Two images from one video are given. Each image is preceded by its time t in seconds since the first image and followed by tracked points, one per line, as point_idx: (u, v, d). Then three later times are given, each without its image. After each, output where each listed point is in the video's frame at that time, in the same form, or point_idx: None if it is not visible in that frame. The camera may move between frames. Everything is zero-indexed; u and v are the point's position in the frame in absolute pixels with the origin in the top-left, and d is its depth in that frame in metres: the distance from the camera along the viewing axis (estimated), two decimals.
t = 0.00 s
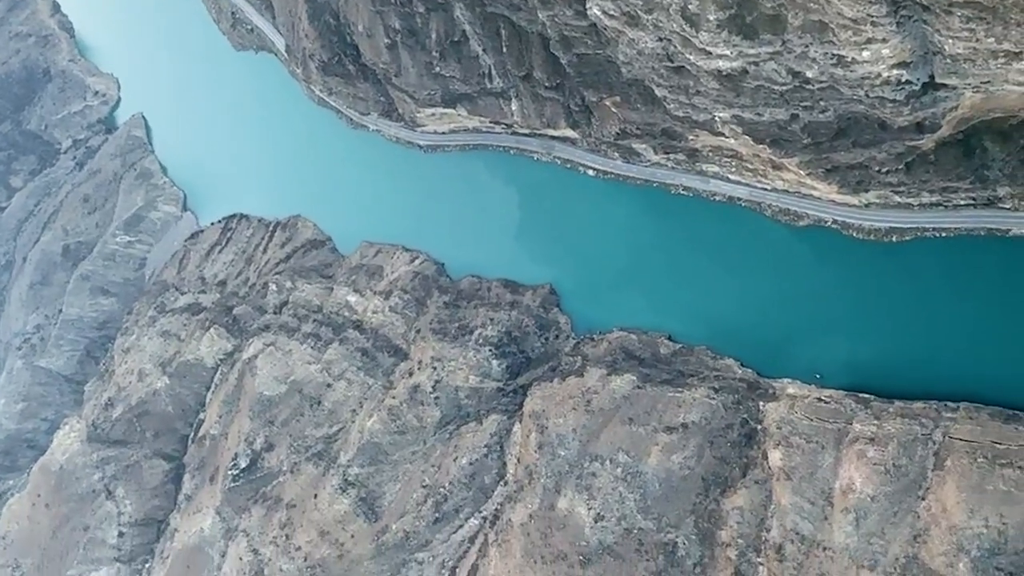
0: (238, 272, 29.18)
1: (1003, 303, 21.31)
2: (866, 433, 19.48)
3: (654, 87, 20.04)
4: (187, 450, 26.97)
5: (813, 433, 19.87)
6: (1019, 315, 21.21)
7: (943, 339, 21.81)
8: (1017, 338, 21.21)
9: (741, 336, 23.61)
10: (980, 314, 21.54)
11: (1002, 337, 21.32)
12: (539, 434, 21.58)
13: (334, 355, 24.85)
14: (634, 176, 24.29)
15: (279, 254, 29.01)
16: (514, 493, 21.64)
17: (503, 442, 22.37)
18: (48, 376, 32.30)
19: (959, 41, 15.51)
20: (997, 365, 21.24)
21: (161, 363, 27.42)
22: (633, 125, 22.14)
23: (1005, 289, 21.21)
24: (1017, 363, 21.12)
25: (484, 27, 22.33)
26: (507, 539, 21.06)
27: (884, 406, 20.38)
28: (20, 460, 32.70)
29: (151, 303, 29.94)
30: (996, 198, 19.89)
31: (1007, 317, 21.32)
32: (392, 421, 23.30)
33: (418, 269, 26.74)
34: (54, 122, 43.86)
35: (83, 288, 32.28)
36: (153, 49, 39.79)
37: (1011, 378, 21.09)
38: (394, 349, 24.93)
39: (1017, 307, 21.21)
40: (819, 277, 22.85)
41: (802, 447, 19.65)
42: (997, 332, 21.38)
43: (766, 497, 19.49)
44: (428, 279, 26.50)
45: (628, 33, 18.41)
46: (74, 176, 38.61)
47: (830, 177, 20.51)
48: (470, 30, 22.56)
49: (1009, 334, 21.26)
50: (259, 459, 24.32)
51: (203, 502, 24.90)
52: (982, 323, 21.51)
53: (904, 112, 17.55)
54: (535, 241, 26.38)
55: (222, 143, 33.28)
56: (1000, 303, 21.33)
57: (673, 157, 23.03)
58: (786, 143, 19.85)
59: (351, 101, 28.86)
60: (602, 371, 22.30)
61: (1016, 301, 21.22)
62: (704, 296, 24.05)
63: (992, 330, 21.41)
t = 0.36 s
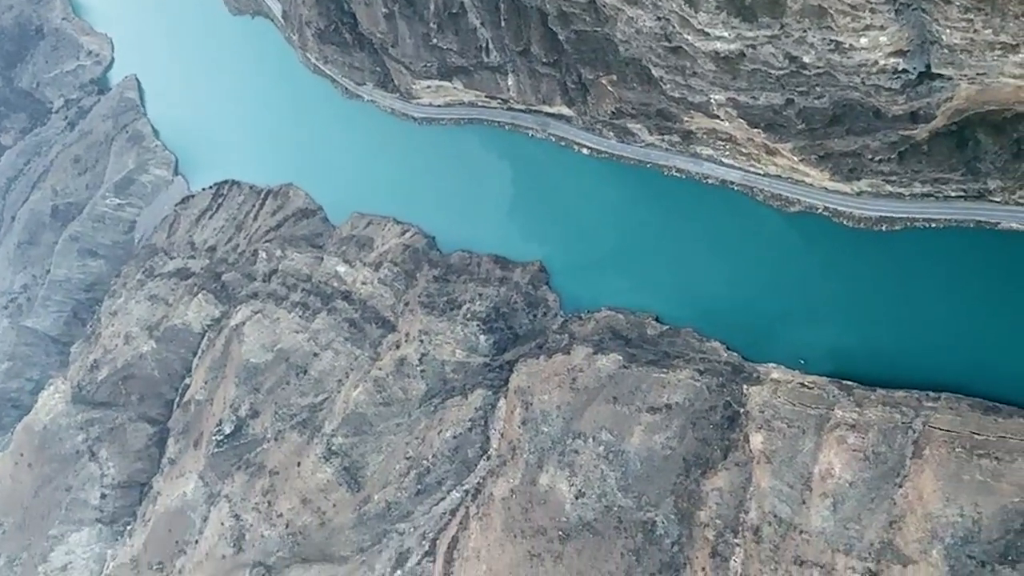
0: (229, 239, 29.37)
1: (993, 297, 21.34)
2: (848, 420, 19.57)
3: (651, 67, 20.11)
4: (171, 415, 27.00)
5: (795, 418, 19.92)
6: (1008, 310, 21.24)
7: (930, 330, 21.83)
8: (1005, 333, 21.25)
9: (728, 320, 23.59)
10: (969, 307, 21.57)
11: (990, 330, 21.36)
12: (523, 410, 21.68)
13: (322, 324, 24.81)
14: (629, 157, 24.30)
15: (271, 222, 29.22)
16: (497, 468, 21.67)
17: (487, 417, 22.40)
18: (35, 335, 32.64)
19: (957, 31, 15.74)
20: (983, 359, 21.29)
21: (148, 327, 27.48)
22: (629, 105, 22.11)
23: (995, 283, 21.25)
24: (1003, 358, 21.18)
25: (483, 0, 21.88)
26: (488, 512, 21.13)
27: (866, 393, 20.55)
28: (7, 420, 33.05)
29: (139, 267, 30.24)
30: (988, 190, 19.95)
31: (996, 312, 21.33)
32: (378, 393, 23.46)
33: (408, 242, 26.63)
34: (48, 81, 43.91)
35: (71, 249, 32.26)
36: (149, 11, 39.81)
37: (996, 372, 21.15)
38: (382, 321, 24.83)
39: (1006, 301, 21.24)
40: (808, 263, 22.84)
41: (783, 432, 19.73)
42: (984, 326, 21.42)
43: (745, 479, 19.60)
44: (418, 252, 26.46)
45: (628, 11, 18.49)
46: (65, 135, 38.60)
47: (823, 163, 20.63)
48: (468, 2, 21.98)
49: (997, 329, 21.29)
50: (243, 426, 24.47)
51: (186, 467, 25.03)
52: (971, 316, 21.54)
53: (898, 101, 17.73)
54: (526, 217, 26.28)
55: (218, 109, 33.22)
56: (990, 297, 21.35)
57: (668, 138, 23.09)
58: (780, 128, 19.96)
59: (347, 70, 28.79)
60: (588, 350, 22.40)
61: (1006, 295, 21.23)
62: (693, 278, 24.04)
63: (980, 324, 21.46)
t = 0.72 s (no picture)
0: (220, 202, 29.07)
1: (983, 291, 21.23)
2: (830, 405, 19.74)
3: (650, 44, 20.12)
4: (157, 375, 27.15)
5: (778, 401, 20.00)
6: (998, 304, 21.12)
7: (919, 322, 21.73)
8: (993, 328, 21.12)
9: (717, 303, 23.57)
10: (959, 301, 21.44)
11: (979, 324, 21.24)
12: (509, 383, 21.79)
13: (311, 292, 24.83)
14: (623, 135, 24.19)
15: (262, 186, 28.80)
16: (480, 440, 21.86)
17: (472, 389, 22.51)
18: (23, 293, 32.95)
19: (956, 21, 15.68)
20: (970, 353, 21.17)
21: (136, 288, 27.34)
22: (627, 83, 22.18)
23: (985, 277, 21.15)
24: (990, 353, 21.03)
25: None
26: (472, 483, 21.19)
27: (849, 380, 20.68)
28: None
29: (130, 228, 29.83)
30: (979, 182, 19.91)
31: (985, 306, 21.20)
32: (364, 360, 23.50)
33: (400, 212, 26.53)
34: (43, 36, 43.86)
35: (61, 207, 32.40)
36: None
37: (983, 366, 21.02)
38: (371, 290, 24.93)
39: (996, 296, 21.12)
40: (799, 250, 22.80)
41: (765, 414, 19.89)
42: (973, 320, 21.30)
43: (725, 461, 19.78)
44: (410, 223, 26.38)
45: None
46: (58, 92, 38.56)
47: (817, 149, 20.56)
48: None
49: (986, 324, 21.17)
50: (229, 389, 24.51)
51: (170, 428, 25.15)
52: (960, 310, 21.42)
53: (895, 89, 17.72)
54: (519, 192, 26.19)
55: (213, 70, 33.03)
56: (980, 291, 21.25)
57: (664, 118, 23.08)
58: (776, 112, 19.92)
59: (345, 36, 28.70)
60: (576, 327, 22.49)
61: (996, 290, 21.11)
62: (684, 260, 24.00)
63: (969, 317, 21.34)
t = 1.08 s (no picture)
0: (214, 166, 29.22)
1: (978, 289, 21.22)
2: (814, 391, 19.84)
3: (651, 24, 20.16)
4: (145, 338, 26.99)
5: (764, 385, 20.18)
6: (992, 303, 21.11)
7: (912, 316, 21.68)
8: (987, 326, 21.08)
9: (709, 288, 23.51)
10: (954, 297, 21.43)
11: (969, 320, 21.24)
12: (496, 358, 21.82)
13: (302, 260, 24.85)
14: (622, 115, 24.23)
15: (257, 153, 28.90)
16: (466, 414, 21.86)
17: (460, 363, 22.48)
18: (11, 250, 32.87)
19: (959, 12, 15.86)
20: (962, 350, 21.12)
21: (127, 250, 27.33)
22: (626, 63, 22.06)
23: (980, 275, 21.17)
24: (982, 350, 20.99)
25: None
26: (454, 456, 21.30)
27: (834, 367, 20.81)
28: None
29: (122, 189, 30.00)
30: (973, 175, 20.00)
31: (980, 304, 21.20)
32: (353, 331, 23.60)
33: (394, 184, 26.44)
34: None
35: (54, 165, 32.40)
36: None
37: (974, 363, 20.97)
38: (363, 262, 24.88)
39: (991, 295, 21.12)
40: (796, 239, 22.78)
41: (751, 398, 19.96)
42: (967, 317, 21.27)
43: (708, 443, 19.91)
44: (404, 195, 26.28)
45: None
46: (54, 50, 38.49)
47: (814, 137, 20.63)
48: None
49: (979, 321, 21.14)
50: (217, 354, 24.58)
51: (157, 390, 25.25)
52: (954, 306, 21.39)
53: (894, 79, 17.83)
54: (517, 170, 26.06)
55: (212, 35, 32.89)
56: (975, 288, 21.24)
57: (663, 99, 23.08)
58: (775, 97, 19.92)
59: (346, 5, 28.67)
60: (566, 305, 22.57)
61: (991, 288, 21.11)
62: (679, 244, 23.92)
63: (963, 314, 21.31)
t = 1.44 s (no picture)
0: (210, 130, 28.98)
1: (978, 285, 21.05)
2: (800, 378, 19.94)
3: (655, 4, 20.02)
4: (136, 300, 27.12)
5: (754, 370, 20.29)
6: (995, 302, 20.92)
7: (913, 310, 21.54)
8: (989, 324, 20.89)
9: (700, 271, 23.42)
10: (957, 294, 21.24)
11: (959, 312, 21.16)
12: (486, 334, 21.89)
13: (296, 229, 24.85)
14: (621, 95, 24.23)
15: (254, 119, 28.87)
16: (454, 387, 21.97)
17: (450, 337, 22.59)
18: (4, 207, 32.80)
19: (963, 4, 15.88)
20: (962, 346, 20.97)
21: (121, 211, 27.24)
22: (628, 42, 21.93)
23: (985, 273, 20.98)
24: (982, 348, 20.83)
25: None
26: (441, 431, 21.35)
27: (821, 355, 20.88)
28: None
29: (116, 150, 29.67)
30: (969, 169, 20.06)
31: (983, 302, 21.00)
32: (344, 301, 23.62)
33: (391, 155, 26.34)
34: None
35: (49, 123, 32.24)
36: None
37: (974, 361, 20.83)
38: (357, 232, 24.86)
39: (981, 287, 21.05)
40: (800, 228, 22.61)
41: (738, 382, 20.10)
42: (970, 314, 21.08)
43: (693, 425, 20.05)
44: (400, 167, 26.19)
45: None
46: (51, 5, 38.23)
47: (812, 124, 20.61)
48: None
49: (982, 319, 20.95)
50: (207, 319, 24.64)
51: (146, 352, 25.31)
52: (957, 303, 21.21)
53: (895, 69, 17.84)
54: (523, 147, 25.88)
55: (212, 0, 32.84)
56: (979, 286, 21.04)
57: (663, 81, 23.03)
58: (775, 83, 19.97)
59: None
60: (558, 284, 22.50)
61: (995, 286, 20.92)
62: (681, 228, 23.78)
63: (966, 311, 21.12)
